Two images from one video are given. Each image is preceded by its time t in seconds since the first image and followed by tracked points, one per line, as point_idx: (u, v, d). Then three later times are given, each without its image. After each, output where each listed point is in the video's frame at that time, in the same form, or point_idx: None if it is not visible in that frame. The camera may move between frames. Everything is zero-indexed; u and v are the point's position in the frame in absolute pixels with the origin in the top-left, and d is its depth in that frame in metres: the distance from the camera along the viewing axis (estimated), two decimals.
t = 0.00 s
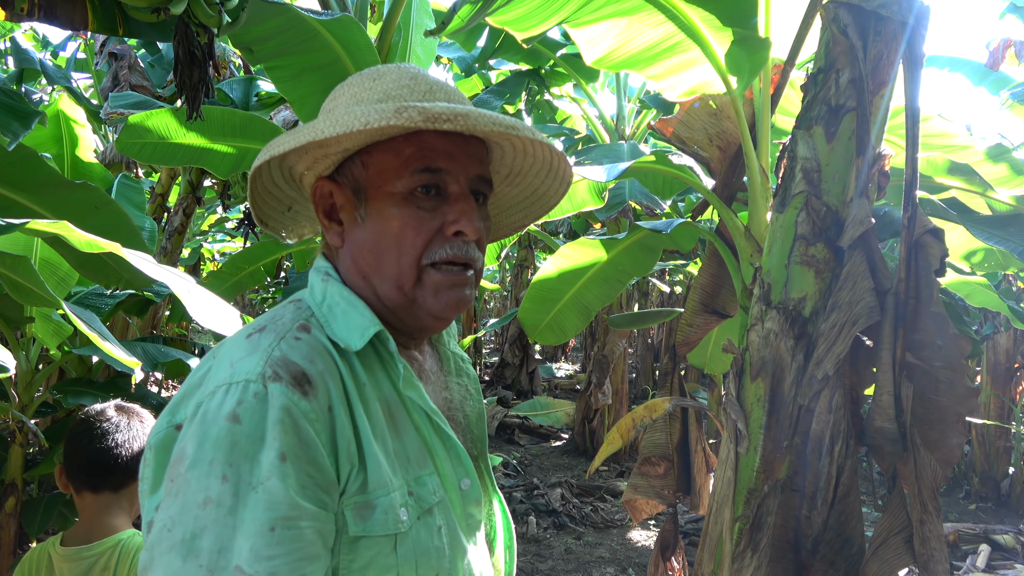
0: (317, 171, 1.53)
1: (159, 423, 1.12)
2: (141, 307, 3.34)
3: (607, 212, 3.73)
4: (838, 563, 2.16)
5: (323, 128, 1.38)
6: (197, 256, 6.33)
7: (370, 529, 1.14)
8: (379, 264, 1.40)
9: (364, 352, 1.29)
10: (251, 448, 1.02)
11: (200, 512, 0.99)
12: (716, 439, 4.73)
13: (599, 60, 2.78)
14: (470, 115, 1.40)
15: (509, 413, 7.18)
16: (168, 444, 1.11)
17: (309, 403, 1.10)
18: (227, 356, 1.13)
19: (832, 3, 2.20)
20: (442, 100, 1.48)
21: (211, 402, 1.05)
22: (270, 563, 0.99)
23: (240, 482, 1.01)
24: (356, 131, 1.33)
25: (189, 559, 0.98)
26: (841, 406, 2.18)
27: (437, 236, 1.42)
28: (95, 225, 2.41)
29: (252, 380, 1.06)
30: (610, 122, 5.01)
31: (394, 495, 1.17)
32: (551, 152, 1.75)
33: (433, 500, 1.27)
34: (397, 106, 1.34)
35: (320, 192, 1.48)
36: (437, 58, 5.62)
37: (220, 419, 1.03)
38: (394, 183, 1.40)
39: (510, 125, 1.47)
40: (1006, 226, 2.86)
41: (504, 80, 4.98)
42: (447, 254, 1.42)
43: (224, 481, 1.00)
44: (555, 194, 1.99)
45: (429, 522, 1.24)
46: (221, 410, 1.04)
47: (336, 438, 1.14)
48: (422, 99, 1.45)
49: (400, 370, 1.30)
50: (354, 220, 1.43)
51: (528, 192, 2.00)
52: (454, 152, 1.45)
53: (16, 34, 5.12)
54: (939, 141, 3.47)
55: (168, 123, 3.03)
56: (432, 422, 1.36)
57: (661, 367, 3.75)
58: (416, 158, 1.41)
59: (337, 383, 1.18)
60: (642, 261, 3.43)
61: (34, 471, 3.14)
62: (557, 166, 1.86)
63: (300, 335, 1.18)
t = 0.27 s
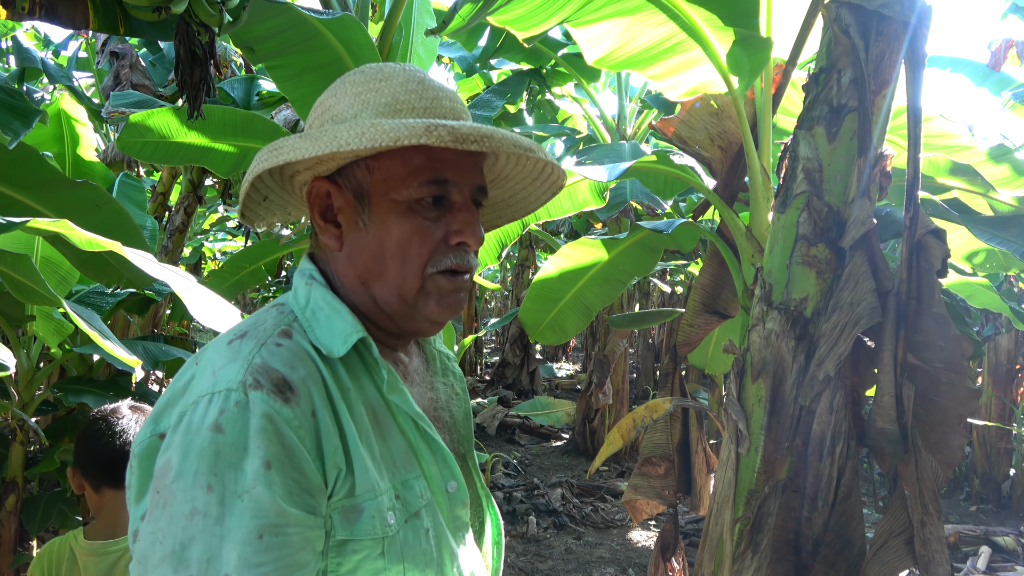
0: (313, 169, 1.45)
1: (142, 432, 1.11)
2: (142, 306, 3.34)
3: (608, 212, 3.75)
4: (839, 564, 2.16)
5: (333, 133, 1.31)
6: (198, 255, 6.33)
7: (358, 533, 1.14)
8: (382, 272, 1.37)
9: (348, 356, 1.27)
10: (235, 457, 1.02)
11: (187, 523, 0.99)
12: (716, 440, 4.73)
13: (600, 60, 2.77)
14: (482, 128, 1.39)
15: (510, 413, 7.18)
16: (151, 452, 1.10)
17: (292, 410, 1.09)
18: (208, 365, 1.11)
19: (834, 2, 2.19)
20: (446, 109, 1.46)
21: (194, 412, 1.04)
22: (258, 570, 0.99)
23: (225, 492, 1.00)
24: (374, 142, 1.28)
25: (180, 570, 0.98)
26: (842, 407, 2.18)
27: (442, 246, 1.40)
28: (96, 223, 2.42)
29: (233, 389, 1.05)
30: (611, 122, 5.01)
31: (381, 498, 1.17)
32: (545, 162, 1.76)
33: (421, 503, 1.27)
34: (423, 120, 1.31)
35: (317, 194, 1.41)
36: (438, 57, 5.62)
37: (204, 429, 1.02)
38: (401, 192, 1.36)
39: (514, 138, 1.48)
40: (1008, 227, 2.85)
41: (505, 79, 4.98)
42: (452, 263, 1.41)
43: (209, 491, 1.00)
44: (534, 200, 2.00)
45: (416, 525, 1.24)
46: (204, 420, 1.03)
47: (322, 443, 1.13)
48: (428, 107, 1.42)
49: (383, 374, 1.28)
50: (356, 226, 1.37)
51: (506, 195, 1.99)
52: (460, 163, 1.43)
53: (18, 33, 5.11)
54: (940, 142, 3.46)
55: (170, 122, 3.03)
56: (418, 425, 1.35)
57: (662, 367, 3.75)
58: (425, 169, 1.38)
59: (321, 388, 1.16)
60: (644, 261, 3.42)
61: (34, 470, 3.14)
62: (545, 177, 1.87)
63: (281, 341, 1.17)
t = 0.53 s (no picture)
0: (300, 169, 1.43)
1: (140, 432, 1.10)
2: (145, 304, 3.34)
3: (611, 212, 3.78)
4: (840, 566, 2.16)
5: (323, 129, 1.30)
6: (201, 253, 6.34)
7: (359, 530, 1.14)
8: (380, 264, 1.36)
9: (344, 355, 1.27)
10: (238, 456, 1.02)
11: (191, 522, 0.98)
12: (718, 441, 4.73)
13: (603, 61, 2.77)
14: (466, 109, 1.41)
15: (511, 413, 7.17)
16: (150, 453, 1.09)
17: (293, 409, 1.09)
18: (206, 365, 1.11)
19: (838, 4, 2.19)
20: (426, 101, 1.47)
21: (195, 413, 1.04)
22: (262, 567, 0.99)
23: (229, 490, 1.00)
24: (369, 130, 1.28)
25: (184, 569, 0.98)
26: (844, 409, 2.17)
27: (437, 232, 1.40)
28: (101, 221, 2.43)
29: (234, 388, 1.05)
30: (614, 122, 5.00)
31: (380, 494, 1.17)
32: (523, 145, 1.78)
33: (418, 499, 1.27)
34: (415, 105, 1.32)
35: (307, 194, 1.39)
36: (442, 57, 5.62)
37: (205, 429, 1.02)
38: (392, 182, 1.36)
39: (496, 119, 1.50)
40: (1012, 230, 2.85)
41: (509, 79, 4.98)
42: (446, 248, 1.41)
43: (213, 490, 0.99)
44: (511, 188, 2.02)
45: (413, 521, 1.24)
46: (206, 419, 1.03)
47: (321, 441, 1.13)
48: (408, 99, 1.43)
49: (381, 371, 1.29)
50: (352, 221, 1.36)
51: (484, 185, 2.01)
52: (446, 151, 1.44)
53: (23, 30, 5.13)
54: (944, 144, 3.46)
55: (173, 121, 3.03)
56: (414, 422, 1.35)
57: (664, 368, 3.75)
58: (413, 158, 1.38)
59: (319, 387, 1.16)
60: (647, 262, 3.42)
61: (36, 467, 3.14)
62: (523, 163, 1.89)
63: (280, 340, 1.16)
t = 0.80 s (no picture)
0: (305, 163, 1.43)
1: (134, 416, 1.10)
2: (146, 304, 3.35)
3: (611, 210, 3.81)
4: (842, 565, 2.15)
5: (335, 117, 1.31)
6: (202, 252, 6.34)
7: (346, 521, 1.13)
8: (381, 253, 1.34)
9: (339, 349, 1.27)
10: (231, 441, 1.01)
11: (180, 503, 0.98)
12: (720, 440, 4.73)
13: (604, 59, 2.77)
14: (467, 108, 1.46)
15: (512, 412, 7.17)
16: (144, 438, 1.08)
17: (288, 398, 1.09)
18: (204, 351, 1.10)
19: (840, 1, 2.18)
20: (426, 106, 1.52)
21: (190, 396, 1.03)
22: (248, 553, 0.98)
23: (220, 474, 0.99)
24: (382, 115, 1.30)
25: (169, 549, 0.97)
26: (846, 407, 2.17)
27: (438, 223, 1.40)
28: (102, 220, 2.43)
29: (232, 374, 1.04)
30: (615, 121, 4.99)
31: (369, 487, 1.17)
32: (511, 156, 1.84)
33: (406, 493, 1.26)
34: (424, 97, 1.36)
35: (310, 185, 1.37)
36: (442, 57, 5.62)
37: (199, 412, 1.01)
38: (397, 174, 1.37)
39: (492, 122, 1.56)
40: (1013, 227, 2.85)
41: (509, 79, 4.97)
42: (446, 241, 1.41)
43: (204, 473, 0.99)
44: (494, 201, 2.05)
45: (401, 515, 1.24)
46: (200, 404, 1.02)
47: (314, 431, 1.12)
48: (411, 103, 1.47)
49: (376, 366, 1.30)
50: (356, 209, 1.35)
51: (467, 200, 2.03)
52: (446, 152, 1.47)
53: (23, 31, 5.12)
54: (946, 142, 3.45)
55: (174, 120, 3.02)
56: (404, 417, 1.35)
57: (665, 367, 3.75)
58: (416, 153, 1.40)
59: (316, 379, 1.16)
60: (648, 261, 3.41)
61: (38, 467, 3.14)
62: (510, 176, 1.94)
63: (279, 331, 1.16)
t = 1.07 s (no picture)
0: (304, 165, 1.42)
1: (125, 413, 1.08)
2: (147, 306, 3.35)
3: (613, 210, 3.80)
4: (845, 564, 2.15)
5: (339, 122, 1.31)
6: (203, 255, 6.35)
7: (334, 514, 1.13)
8: (372, 258, 1.34)
9: (326, 348, 1.26)
10: (223, 434, 1.00)
11: (174, 496, 0.95)
12: (722, 439, 4.72)
13: (604, 58, 2.77)
14: (468, 126, 1.47)
15: (514, 412, 7.16)
16: (135, 435, 1.06)
17: (276, 394, 1.08)
18: (192, 348, 1.09)
19: None
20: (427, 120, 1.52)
21: (179, 391, 1.02)
22: (244, 542, 0.96)
23: (213, 467, 0.98)
24: (387, 126, 1.30)
25: (164, 541, 0.94)
26: (848, 406, 2.16)
27: (431, 233, 1.39)
28: (103, 222, 2.43)
29: (222, 368, 1.03)
30: (616, 121, 4.99)
31: (355, 482, 1.16)
32: (506, 174, 1.85)
33: (390, 489, 1.26)
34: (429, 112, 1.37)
35: (308, 186, 1.36)
36: (443, 57, 5.63)
37: (190, 407, 1.00)
38: (394, 183, 1.37)
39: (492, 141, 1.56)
40: (1015, 224, 2.84)
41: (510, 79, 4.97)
42: (436, 251, 1.40)
43: (197, 465, 0.97)
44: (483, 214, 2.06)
45: (385, 510, 1.23)
46: (191, 397, 1.01)
47: (301, 427, 1.12)
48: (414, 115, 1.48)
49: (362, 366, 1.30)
50: (350, 213, 1.34)
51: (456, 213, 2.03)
52: (443, 165, 1.47)
53: (24, 35, 5.13)
54: (948, 139, 3.44)
55: (174, 122, 3.03)
56: (388, 416, 1.35)
57: (667, 367, 3.75)
58: (414, 164, 1.40)
59: (304, 376, 1.16)
60: (650, 260, 3.42)
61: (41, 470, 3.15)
62: (503, 194, 1.95)
63: (266, 328, 1.16)
